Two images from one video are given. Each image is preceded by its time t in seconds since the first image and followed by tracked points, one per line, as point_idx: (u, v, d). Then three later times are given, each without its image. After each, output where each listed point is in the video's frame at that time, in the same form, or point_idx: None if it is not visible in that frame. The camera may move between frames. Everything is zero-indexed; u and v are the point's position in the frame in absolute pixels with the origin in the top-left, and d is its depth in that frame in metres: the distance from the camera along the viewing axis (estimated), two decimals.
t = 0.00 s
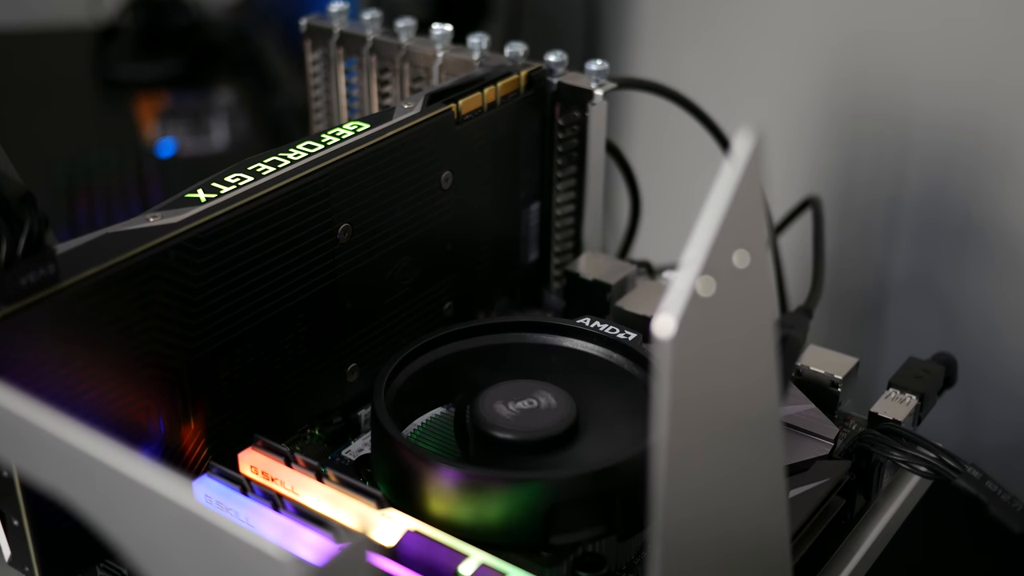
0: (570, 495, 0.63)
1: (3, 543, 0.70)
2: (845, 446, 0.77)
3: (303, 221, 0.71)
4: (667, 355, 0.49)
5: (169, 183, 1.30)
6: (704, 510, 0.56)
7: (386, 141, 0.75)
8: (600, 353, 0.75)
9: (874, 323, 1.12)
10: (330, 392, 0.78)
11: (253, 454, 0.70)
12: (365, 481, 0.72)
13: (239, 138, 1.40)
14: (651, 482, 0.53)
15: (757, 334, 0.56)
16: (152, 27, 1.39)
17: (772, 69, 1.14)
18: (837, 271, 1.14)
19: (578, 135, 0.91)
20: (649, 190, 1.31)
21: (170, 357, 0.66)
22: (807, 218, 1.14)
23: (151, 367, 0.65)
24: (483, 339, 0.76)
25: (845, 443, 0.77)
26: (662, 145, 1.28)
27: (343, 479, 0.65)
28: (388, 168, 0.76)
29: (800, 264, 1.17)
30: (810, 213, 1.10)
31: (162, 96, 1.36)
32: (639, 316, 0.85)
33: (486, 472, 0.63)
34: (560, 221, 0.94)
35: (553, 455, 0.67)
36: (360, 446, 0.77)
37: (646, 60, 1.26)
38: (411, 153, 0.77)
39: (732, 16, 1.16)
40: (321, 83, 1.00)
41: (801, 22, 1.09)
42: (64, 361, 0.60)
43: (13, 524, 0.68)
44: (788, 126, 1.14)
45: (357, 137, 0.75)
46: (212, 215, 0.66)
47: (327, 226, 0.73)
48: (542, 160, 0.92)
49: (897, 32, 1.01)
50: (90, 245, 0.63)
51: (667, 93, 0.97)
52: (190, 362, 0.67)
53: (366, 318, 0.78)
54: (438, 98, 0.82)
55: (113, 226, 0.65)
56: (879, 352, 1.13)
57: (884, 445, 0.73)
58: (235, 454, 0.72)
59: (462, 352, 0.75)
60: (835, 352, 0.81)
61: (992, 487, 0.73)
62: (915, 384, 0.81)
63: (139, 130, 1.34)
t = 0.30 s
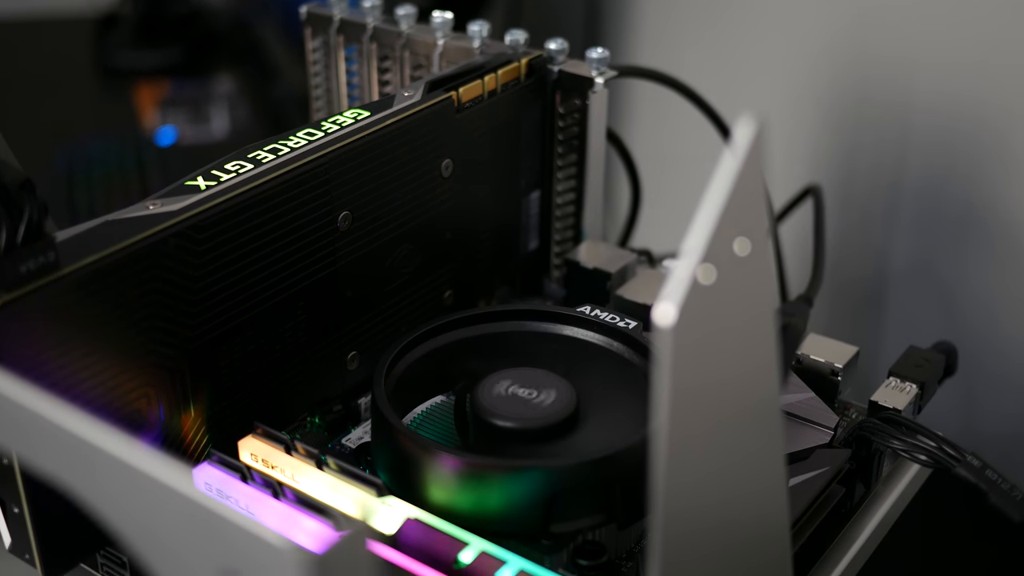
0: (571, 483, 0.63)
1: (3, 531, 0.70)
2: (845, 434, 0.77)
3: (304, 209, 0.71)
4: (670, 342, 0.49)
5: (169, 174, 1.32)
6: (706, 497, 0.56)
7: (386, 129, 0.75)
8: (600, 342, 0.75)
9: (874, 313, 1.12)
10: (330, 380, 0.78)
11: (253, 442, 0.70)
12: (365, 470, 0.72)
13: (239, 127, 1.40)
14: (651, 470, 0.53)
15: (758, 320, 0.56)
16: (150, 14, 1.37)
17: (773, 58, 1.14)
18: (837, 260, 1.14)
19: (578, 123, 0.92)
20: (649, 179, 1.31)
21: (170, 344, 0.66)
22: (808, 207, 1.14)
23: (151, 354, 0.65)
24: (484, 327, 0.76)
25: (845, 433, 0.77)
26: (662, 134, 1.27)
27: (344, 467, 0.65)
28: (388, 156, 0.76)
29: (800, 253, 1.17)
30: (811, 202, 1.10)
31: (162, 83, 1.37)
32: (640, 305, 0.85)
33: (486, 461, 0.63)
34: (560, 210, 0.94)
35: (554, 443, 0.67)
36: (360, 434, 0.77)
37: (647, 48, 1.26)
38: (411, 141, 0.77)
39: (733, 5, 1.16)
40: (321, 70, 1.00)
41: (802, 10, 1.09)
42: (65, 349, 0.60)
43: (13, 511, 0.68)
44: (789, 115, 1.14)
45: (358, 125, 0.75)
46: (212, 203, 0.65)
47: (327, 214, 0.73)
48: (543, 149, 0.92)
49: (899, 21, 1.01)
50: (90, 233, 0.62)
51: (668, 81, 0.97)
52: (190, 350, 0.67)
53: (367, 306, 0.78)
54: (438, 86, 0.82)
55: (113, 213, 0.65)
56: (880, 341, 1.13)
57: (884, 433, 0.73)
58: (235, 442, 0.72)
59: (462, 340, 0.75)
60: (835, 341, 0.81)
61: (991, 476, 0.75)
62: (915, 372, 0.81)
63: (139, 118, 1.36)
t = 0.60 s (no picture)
0: (572, 471, 0.63)
1: (2, 519, 0.70)
2: (845, 422, 0.77)
3: (303, 197, 0.71)
4: (670, 332, 0.49)
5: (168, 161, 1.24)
6: (706, 484, 0.56)
7: (386, 118, 0.75)
8: (600, 331, 0.75)
9: (874, 302, 1.12)
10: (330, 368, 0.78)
11: (254, 431, 0.70)
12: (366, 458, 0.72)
13: (240, 115, 1.44)
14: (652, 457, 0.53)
15: (759, 303, 0.55)
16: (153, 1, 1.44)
17: (773, 45, 1.13)
18: (838, 249, 1.14)
19: (578, 111, 0.92)
20: (648, 168, 1.31)
21: (170, 332, 0.66)
22: (808, 196, 1.14)
23: (151, 343, 0.65)
24: (484, 316, 0.76)
25: (845, 420, 0.76)
26: (662, 122, 1.27)
27: (342, 454, 0.65)
28: (388, 144, 0.76)
29: (801, 241, 1.17)
30: (812, 190, 1.10)
31: (162, 71, 1.42)
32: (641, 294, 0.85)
33: (486, 450, 0.63)
34: (561, 198, 0.94)
35: (554, 432, 0.67)
36: (361, 421, 0.77)
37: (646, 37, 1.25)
38: (411, 128, 0.77)
39: None
40: (321, 57, 1.00)
41: None
42: (65, 337, 0.60)
43: (13, 499, 0.68)
44: (789, 105, 1.14)
45: (358, 113, 0.74)
46: (212, 191, 0.65)
47: (327, 203, 0.72)
48: (543, 137, 0.92)
49: (901, 9, 1.01)
50: (90, 222, 0.62)
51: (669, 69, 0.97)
52: (190, 338, 0.67)
53: (367, 294, 0.78)
54: (438, 74, 0.82)
55: (112, 202, 0.64)
56: (880, 330, 1.13)
57: (883, 423, 0.73)
58: (235, 431, 0.72)
59: (463, 328, 0.75)
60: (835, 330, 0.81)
61: (992, 466, 0.72)
62: (915, 361, 0.81)
63: (139, 105, 1.38)
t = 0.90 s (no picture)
0: (572, 460, 0.63)
1: (2, 507, 0.70)
2: (845, 411, 0.77)
3: (303, 186, 0.71)
4: (670, 324, 0.48)
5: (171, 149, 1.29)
6: (707, 471, 0.56)
7: (386, 107, 0.75)
8: (600, 319, 0.75)
9: (874, 292, 1.13)
10: (330, 357, 0.78)
11: (253, 420, 0.70)
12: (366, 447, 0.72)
13: (240, 105, 1.46)
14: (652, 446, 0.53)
15: (759, 289, 0.55)
16: None
17: (773, 34, 1.13)
18: (838, 239, 1.14)
19: (579, 101, 0.91)
20: (649, 159, 1.31)
21: (170, 321, 0.66)
22: (809, 186, 1.14)
23: (151, 332, 0.65)
24: (484, 305, 0.76)
25: (845, 411, 0.76)
26: (662, 113, 1.27)
27: (340, 445, 0.64)
28: (388, 133, 0.76)
29: (802, 230, 1.17)
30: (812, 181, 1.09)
31: (162, 61, 1.43)
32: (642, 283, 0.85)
33: (486, 438, 0.63)
34: (561, 187, 0.94)
35: (554, 421, 0.67)
36: (361, 410, 0.77)
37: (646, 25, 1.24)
38: (411, 118, 0.77)
39: None
40: (321, 47, 1.00)
41: None
42: (65, 326, 0.60)
43: (13, 487, 0.68)
44: (790, 95, 1.13)
45: (358, 102, 0.74)
46: (212, 179, 0.65)
47: (327, 192, 0.72)
48: (544, 126, 0.92)
49: None
50: (90, 210, 0.62)
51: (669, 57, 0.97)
52: (190, 327, 0.67)
53: (366, 284, 0.78)
54: (438, 63, 0.82)
55: (112, 191, 0.64)
56: (880, 320, 1.13)
57: (883, 412, 0.73)
58: (235, 420, 0.72)
59: (464, 318, 0.75)
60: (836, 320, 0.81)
61: (991, 455, 0.73)
62: (916, 352, 0.81)
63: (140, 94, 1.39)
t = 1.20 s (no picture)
0: (572, 448, 0.63)
1: (3, 494, 0.70)
2: (845, 400, 0.77)
3: (303, 173, 0.71)
4: (671, 311, 0.48)
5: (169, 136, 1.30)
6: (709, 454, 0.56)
7: (386, 94, 0.75)
8: (600, 307, 0.75)
9: (875, 281, 1.13)
10: (331, 345, 0.78)
11: (254, 407, 0.70)
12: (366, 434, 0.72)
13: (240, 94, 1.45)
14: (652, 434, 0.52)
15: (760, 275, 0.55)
16: None
17: (773, 22, 1.13)
18: (838, 228, 1.14)
19: (579, 89, 0.91)
20: (649, 148, 1.31)
21: (170, 308, 0.66)
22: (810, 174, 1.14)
23: (151, 319, 0.65)
24: (484, 293, 0.76)
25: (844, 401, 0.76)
26: (662, 102, 1.27)
27: (342, 433, 0.64)
28: (389, 121, 0.75)
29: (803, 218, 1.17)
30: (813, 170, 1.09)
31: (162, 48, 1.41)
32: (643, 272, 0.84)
33: (486, 426, 0.63)
34: (561, 175, 0.94)
35: (554, 409, 0.67)
36: (361, 398, 0.77)
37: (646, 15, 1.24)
38: (411, 105, 0.77)
39: None
40: (321, 35, 1.00)
41: None
42: (65, 313, 0.60)
43: (13, 475, 0.68)
44: (790, 85, 1.13)
45: (358, 90, 0.74)
46: (212, 166, 0.65)
47: (327, 180, 0.72)
48: (544, 114, 0.92)
49: None
50: (90, 197, 0.62)
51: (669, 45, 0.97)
52: (190, 314, 0.67)
53: (367, 272, 0.78)
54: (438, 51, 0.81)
55: (112, 178, 0.64)
56: (881, 309, 1.13)
57: (884, 401, 0.73)
58: (236, 407, 0.72)
59: (464, 305, 0.75)
60: (836, 309, 0.81)
61: (991, 444, 0.73)
62: (916, 341, 0.81)
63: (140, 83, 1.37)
